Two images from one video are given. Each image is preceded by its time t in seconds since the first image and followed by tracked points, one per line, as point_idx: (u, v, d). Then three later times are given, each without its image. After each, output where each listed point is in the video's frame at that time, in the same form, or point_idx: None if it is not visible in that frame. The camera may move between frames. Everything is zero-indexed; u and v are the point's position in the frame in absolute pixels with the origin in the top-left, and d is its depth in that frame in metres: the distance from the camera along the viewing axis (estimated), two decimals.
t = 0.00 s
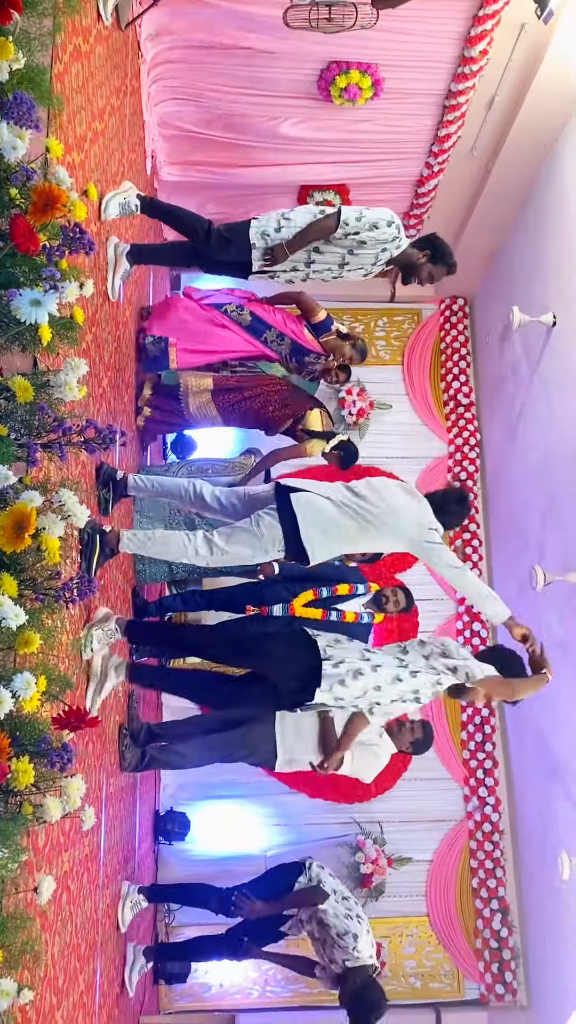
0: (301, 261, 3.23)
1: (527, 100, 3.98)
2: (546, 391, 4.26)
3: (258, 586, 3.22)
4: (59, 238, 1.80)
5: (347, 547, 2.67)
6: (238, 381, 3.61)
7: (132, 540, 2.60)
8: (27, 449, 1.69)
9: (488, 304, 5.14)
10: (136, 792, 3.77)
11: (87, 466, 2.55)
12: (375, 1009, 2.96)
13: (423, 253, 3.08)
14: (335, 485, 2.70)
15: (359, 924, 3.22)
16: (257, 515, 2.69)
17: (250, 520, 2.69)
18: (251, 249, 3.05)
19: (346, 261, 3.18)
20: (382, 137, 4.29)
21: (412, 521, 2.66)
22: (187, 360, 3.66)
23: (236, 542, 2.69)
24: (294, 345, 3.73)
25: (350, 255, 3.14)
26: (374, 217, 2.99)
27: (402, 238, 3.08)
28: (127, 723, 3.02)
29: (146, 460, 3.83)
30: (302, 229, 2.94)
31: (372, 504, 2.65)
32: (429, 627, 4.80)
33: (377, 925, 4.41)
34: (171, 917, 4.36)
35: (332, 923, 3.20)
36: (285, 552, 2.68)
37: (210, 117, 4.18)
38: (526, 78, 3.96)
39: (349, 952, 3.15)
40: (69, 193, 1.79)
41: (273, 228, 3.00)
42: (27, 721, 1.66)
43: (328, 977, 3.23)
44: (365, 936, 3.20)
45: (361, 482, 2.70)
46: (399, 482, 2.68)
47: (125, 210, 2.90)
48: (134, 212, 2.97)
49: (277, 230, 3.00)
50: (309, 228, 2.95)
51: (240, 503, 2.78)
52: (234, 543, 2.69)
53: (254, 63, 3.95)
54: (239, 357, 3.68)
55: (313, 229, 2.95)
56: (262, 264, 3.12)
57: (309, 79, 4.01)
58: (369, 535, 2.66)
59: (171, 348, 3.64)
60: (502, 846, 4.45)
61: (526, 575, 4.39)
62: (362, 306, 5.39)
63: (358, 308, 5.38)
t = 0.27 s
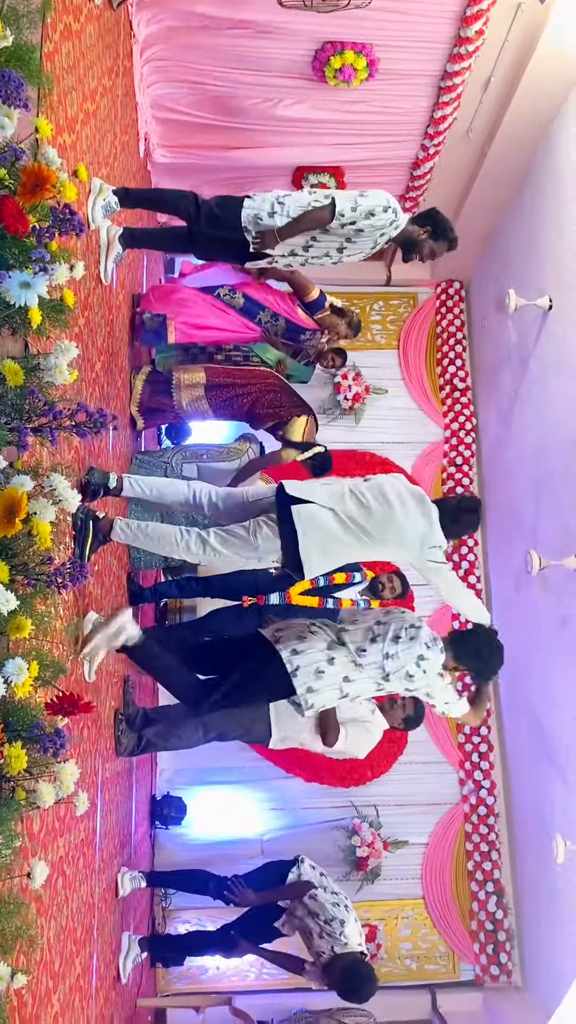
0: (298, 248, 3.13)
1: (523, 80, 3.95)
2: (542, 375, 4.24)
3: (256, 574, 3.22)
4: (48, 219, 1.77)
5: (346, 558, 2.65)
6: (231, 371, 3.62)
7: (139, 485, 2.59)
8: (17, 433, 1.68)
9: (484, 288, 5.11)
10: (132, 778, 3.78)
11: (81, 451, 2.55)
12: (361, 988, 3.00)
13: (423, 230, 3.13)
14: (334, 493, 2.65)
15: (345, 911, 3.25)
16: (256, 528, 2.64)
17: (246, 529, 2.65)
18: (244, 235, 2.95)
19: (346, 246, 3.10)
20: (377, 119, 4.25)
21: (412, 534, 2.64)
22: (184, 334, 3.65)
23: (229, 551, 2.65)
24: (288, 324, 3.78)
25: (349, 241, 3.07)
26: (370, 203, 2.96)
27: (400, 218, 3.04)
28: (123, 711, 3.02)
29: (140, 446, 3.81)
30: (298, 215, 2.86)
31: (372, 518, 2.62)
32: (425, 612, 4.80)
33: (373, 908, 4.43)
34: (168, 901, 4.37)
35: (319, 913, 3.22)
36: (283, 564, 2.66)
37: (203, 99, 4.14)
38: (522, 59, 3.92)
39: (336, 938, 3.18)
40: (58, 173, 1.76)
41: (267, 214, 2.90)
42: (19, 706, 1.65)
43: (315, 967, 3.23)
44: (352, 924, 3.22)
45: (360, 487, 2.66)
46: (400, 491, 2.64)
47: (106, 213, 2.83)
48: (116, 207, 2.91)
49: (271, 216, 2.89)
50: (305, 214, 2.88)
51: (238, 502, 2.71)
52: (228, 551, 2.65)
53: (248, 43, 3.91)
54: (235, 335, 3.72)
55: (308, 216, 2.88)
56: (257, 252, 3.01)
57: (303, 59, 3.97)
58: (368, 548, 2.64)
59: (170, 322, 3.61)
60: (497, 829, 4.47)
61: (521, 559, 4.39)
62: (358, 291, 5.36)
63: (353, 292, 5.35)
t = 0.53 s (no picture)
0: (287, 223, 3.07)
1: (518, 61, 3.90)
2: (537, 360, 4.23)
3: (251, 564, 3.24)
4: (34, 203, 1.74)
5: (333, 553, 2.68)
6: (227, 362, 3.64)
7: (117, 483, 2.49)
8: (4, 421, 1.66)
9: (479, 272, 5.08)
10: (127, 763, 3.78)
11: (73, 437, 2.54)
12: (355, 963, 2.96)
13: (420, 205, 3.06)
14: (324, 489, 2.64)
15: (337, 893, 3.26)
16: (246, 536, 2.70)
17: (238, 541, 2.70)
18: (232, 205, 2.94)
19: (335, 221, 3.05)
20: (372, 101, 4.21)
21: (399, 533, 2.64)
22: (179, 314, 3.65)
23: (223, 565, 2.72)
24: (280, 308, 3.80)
25: (338, 215, 3.01)
26: (361, 177, 2.92)
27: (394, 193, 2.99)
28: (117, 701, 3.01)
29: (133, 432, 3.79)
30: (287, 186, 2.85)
31: (360, 516, 2.62)
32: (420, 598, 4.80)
33: (368, 892, 4.45)
34: (164, 886, 4.39)
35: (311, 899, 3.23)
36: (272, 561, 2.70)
37: (195, 80, 4.10)
38: (518, 39, 3.87)
39: (330, 920, 3.18)
40: (43, 155, 1.73)
41: (257, 186, 2.88)
42: (8, 696, 1.65)
43: (309, 950, 3.23)
44: (346, 908, 3.24)
45: (350, 482, 2.65)
46: (390, 489, 2.63)
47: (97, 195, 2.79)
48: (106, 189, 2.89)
49: (260, 187, 2.88)
50: (294, 185, 2.87)
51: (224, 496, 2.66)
52: (222, 563, 2.72)
53: (240, 24, 3.86)
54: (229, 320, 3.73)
55: (296, 187, 2.87)
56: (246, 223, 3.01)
57: (296, 40, 3.92)
58: (356, 545, 2.66)
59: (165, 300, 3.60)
60: (492, 813, 4.49)
61: (516, 544, 4.39)
62: (352, 274, 5.33)
63: (348, 276, 5.32)
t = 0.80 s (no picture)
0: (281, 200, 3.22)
1: (514, 43, 3.87)
2: (532, 346, 4.21)
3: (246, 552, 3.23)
4: (23, 186, 1.72)
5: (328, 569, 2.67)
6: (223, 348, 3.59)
7: (128, 484, 2.51)
8: None
9: (475, 257, 5.05)
10: (123, 750, 3.79)
11: (66, 423, 2.54)
12: (351, 946, 2.97)
13: (417, 191, 3.10)
14: (318, 503, 2.63)
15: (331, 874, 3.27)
16: (240, 542, 2.68)
17: (229, 547, 2.67)
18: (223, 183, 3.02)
19: (328, 201, 3.15)
20: (366, 84, 4.17)
21: (395, 547, 2.65)
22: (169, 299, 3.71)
23: (211, 565, 2.67)
24: (275, 294, 3.67)
25: (332, 194, 3.11)
26: (352, 159, 3.00)
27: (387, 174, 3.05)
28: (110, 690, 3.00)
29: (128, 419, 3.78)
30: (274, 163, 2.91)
31: (356, 532, 2.62)
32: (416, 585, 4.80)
33: (364, 876, 4.47)
34: (161, 871, 4.40)
35: (307, 882, 3.24)
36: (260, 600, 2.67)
37: (188, 63, 4.06)
38: (514, 21, 3.84)
39: (327, 901, 3.20)
40: (32, 138, 1.70)
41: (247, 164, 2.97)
42: None
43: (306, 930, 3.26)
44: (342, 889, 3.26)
45: (345, 494, 2.64)
46: (386, 504, 2.63)
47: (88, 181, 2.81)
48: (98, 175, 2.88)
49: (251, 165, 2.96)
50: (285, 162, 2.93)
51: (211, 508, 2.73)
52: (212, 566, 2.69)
53: (234, 6, 3.82)
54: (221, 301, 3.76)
55: (286, 168, 2.93)
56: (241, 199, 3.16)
57: (290, 22, 3.88)
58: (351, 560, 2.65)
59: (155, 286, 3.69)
60: (487, 798, 4.50)
61: (511, 530, 4.39)
62: (348, 260, 5.30)
63: (343, 261, 5.29)
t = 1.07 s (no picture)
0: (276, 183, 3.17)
1: (511, 27, 3.83)
2: (529, 334, 4.20)
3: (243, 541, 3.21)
4: (12, 170, 1.70)
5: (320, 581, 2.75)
6: (209, 323, 3.54)
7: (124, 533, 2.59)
8: None
9: (472, 244, 5.02)
10: (120, 738, 3.78)
11: (60, 411, 2.52)
12: (345, 935, 3.00)
13: (412, 175, 3.10)
14: (312, 523, 2.68)
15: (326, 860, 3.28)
16: (235, 546, 2.73)
17: (224, 552, 2.72)
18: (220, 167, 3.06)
19: (324, 184, 3.14)
20: (362, 69, 4.14)
21: (386, 563, 2.75)
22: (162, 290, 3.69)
23: (204, 562, 2.72)
24: (271, 287, 3.68)
25: (328, 178, 3.09)
26: (349, 146, 2.98)
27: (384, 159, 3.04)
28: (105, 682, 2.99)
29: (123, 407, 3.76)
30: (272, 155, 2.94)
31: (348, 556, 2.70)
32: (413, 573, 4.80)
33: (361, 863, 4.48)
34: (159, 859, 4.41)
35: (303, 870, 3.24)
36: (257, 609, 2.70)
37: (183, 48, 4.02)
38: (512, 5, 3.80)
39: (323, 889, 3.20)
40: (21, 121, 1.68)
41: (242, 148, 2.98)
42: None
43: (301, 919, 3.27)
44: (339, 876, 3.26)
45: (339, 516, 2.69)
46: (377, 523, 2.70)
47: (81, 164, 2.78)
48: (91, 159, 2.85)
49: (247, 151, 2.99)
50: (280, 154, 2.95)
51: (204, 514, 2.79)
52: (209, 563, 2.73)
53: None
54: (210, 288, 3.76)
55: (282, 157, 2.94)
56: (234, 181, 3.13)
57: (285, 6, 3.84)
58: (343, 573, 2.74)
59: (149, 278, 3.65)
60: (483, 785, 4.51)
61: (508, 518, 4.38)
62: (344, 247, 5.27)
63: (340, 248, 5.26)
